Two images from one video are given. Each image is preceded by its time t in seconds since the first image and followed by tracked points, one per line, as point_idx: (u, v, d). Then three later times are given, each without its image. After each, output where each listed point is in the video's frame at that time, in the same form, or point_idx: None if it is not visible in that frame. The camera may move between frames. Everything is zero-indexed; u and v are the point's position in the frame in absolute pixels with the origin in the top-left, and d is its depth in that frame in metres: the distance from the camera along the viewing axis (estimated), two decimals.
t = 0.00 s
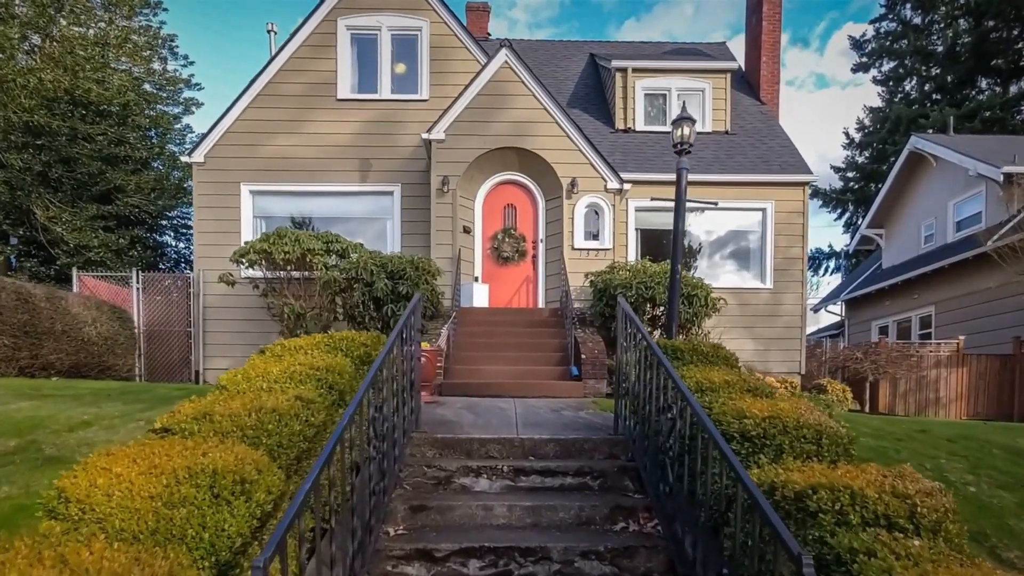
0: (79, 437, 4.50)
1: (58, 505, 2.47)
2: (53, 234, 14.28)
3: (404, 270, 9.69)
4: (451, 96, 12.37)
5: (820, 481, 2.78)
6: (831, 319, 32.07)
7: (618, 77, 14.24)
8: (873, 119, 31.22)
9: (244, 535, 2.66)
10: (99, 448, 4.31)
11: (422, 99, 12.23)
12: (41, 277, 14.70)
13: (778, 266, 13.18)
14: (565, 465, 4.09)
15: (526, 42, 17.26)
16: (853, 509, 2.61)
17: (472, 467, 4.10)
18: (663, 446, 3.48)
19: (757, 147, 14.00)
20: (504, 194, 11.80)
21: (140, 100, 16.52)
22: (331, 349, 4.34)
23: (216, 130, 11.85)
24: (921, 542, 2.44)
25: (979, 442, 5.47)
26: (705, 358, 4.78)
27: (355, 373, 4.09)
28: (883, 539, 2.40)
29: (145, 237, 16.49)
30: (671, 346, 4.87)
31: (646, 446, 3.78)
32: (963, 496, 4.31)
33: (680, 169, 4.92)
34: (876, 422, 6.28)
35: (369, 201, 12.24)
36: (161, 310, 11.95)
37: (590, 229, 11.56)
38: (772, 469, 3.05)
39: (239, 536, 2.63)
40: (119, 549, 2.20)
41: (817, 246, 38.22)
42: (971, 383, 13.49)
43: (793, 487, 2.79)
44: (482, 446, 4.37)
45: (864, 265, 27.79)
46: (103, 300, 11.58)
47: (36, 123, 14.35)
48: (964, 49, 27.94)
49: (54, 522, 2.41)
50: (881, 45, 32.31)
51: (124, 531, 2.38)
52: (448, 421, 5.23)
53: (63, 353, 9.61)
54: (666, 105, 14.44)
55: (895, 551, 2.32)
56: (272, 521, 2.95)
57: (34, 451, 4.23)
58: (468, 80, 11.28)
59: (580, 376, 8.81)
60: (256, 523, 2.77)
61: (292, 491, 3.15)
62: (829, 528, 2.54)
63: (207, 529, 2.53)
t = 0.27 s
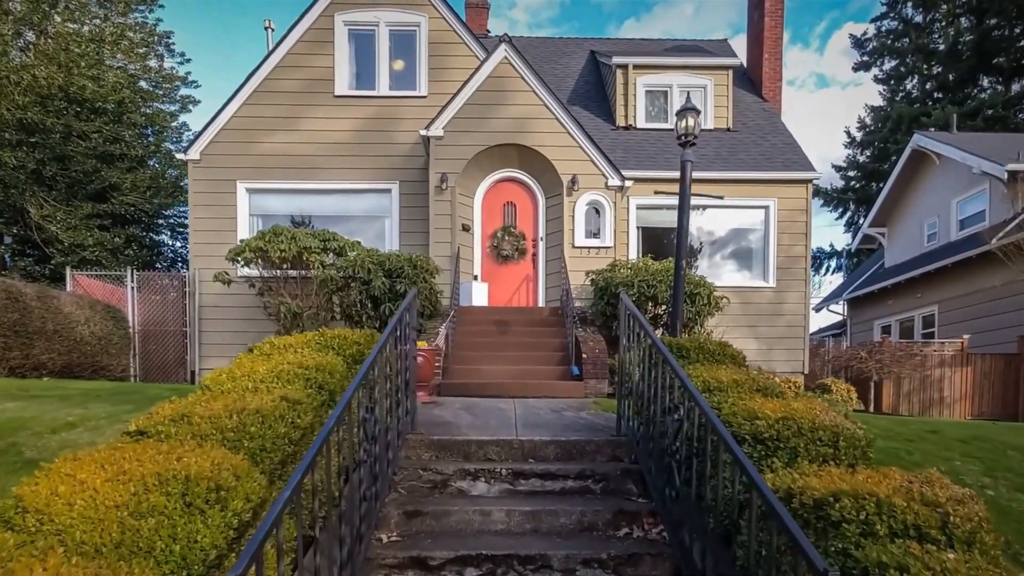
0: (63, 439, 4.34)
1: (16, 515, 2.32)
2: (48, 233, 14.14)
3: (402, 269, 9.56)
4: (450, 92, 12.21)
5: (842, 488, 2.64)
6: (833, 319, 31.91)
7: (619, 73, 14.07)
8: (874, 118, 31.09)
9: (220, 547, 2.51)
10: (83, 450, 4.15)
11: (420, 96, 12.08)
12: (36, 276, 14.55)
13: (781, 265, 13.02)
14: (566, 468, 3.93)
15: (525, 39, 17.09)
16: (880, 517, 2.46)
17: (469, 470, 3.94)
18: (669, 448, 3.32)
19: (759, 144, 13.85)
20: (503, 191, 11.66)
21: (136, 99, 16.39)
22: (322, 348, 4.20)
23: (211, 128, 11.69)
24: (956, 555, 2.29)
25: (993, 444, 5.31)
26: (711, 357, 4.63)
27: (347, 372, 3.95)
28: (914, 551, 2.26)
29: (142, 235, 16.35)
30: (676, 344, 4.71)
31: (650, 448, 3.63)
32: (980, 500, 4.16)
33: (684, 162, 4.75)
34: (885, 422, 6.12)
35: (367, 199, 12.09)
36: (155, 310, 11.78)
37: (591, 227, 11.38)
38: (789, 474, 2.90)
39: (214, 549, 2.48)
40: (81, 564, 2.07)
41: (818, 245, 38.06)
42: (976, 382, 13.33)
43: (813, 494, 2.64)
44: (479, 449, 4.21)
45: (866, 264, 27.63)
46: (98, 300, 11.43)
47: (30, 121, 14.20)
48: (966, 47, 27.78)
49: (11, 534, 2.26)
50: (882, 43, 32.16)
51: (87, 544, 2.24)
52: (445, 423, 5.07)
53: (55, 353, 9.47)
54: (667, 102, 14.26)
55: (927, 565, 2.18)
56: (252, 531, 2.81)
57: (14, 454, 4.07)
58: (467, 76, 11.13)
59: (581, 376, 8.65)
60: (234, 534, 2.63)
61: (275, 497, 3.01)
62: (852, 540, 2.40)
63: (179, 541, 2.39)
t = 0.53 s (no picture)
0: (46, 442, 4.19)
1: None
2: (42, 231, 13.97)
3: (400, 266, 9.42)
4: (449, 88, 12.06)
5: (868, 495, 2.51)
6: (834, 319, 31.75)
7: (620, 70, 13.91)
8: (875, 117, 30.95)
9: (192, 560, 2.37)
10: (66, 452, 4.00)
11: (419, 92, 11.92)
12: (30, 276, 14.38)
13: (784, 263, 12.86)
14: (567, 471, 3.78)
15: (524, 36, 16.94)
16: (910, 528, 2.33)
17: (467, 473, 3.78)
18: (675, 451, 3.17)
19: (761, 141, 13.71)
20: (503, 189, 11.51)
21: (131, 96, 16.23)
22: (313, 346, 4.06)
23: (207, 124, 11.53)
24: (994, 567, 2.16)
25: (1007, 445, 5.16)
26: (719, 355, 4.49)
27: (339, 372, 3.80)
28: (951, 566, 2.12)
29: (137, 234, 16.19)
30: (682, 342, 4.57)
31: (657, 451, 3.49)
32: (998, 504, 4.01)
33: (689, 153, 4.58)
34: (894, 422, 5.98)
35: (365, 197, 11.94)
36: (149, 309, 11.61)
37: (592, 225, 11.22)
38: (807, 479, 2.78)
39: (186, 562, 2.34)
40: None
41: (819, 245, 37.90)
42: (980, 381, 13.18)
43: (836, 502, 2.52)
44: (477, 451, 4.06)
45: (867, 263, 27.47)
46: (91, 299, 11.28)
47: (23, 117, 14.02)
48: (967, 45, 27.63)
49: None
50: (883, 42, 32.02)
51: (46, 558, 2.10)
52: (443, 424, 4.92)
53: (47, 353, 9.28)
54: (668, 99, 14.09)
55: None
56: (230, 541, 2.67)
57: None
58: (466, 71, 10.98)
59: (582, 375, 8.50)
60: (209, 545, 2.49)
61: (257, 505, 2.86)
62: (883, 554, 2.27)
63: (147, 555, 2.25)
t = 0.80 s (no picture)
0: (27, 444, 4.03)
1: None
2: (35, 230, 13.80)
3: (398, 264, 9.25)
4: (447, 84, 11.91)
5: (899, 505, 2.36)
6: (836, 318, 31.59)
7: (620, 66, 13.76)
8: (876, 116, 30.81)
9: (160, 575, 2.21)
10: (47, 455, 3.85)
11: (417, 88, 11.77)
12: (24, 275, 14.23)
13: (787, 262, 12.71)
14: (569, 474, 3.62)
15: (524, 33, 16.79)
16: (949, 541, 2.19)
17: (464, 477, 3.63)
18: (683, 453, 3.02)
19: (763, 138, 13.56)
20: (502, 186, 11.35)
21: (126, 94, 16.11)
22: (302, 344, 3.92)
23: (201, 121, 11.38)
24: None
25: (1022, 446, 5.01)
26: (727, 354, 4.34)
27: (328, 372, 3.66)
28: None
29: (132, 233, 16.04)
30: (688, 341, 4.41)
31: (662, 454, 3.33)
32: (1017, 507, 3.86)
33: (695, 145, 4.41)
34: (903, 423, 5.83)
35: (363, 194, 11.78)
36: (143, 308, 11.45)
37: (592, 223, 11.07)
38: (829, 487, 2.62)
39: None
40: None
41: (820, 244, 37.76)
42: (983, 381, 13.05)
43: (863, 512, 2.38)
44: (475, 454, 3.91)
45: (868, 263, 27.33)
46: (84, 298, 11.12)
47: (15, 114, 13.85)
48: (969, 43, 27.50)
49: None
50: (884, 41, 31.88)
51: None
52: (440, 425, 4.77)
53: (37, 353, 9.14)
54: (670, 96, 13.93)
55: None
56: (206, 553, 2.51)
57: None
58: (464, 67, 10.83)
59: (582, 375, 8.35)
60: (180, 559, 2.33)
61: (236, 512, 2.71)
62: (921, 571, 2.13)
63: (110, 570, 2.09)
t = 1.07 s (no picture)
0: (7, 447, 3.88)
1: None
2: (28, 228, 13.64)
3: (395, 262, 9.10)
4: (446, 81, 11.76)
5: (934, 512, 2.21)
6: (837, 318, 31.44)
7: (621, 63, 13.60)
8: (877, 115, 30.67)
9: None
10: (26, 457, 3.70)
11: (415, 84, 11.63)
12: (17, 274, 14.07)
13: (790, 260, 12.56)
14: (571, 477, 3.47)
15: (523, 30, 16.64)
16: (997, 557, 1.99)
17: (461, 481, 3.47)
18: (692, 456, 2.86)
19: (765, 135, 13.41)
20: (502, 183, 11.19)
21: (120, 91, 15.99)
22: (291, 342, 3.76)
23: (196, 118, 11.23)
24: None
25: None
26: (735, 352, 4.20)
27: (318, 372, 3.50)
28: None
29: (127, 232, 15.89)
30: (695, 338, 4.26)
31: (669, 457, 3.17)
32: None
33: (700, 136, 4.26)
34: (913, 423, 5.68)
35: (360, 192, 11.62)
36: (137, 308, 11.30)
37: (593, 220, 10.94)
38: (852, 493, 2.48)
39: None
40: None
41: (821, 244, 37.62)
42: (987, 381, 12.91)
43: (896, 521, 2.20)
44: (473, 456, 3.75)
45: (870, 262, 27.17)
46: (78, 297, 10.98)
47: (7, 111, 13.69)
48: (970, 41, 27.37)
49: None
50: (885, 39, 31.76)
51: None
52: (437, 426, 4.62)
53: (26, 352, 9.06)
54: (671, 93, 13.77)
55: None
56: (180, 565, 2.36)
57: None
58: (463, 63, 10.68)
59: (583, 375, 8.21)
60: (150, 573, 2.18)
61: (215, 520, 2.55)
62: None
63: None
